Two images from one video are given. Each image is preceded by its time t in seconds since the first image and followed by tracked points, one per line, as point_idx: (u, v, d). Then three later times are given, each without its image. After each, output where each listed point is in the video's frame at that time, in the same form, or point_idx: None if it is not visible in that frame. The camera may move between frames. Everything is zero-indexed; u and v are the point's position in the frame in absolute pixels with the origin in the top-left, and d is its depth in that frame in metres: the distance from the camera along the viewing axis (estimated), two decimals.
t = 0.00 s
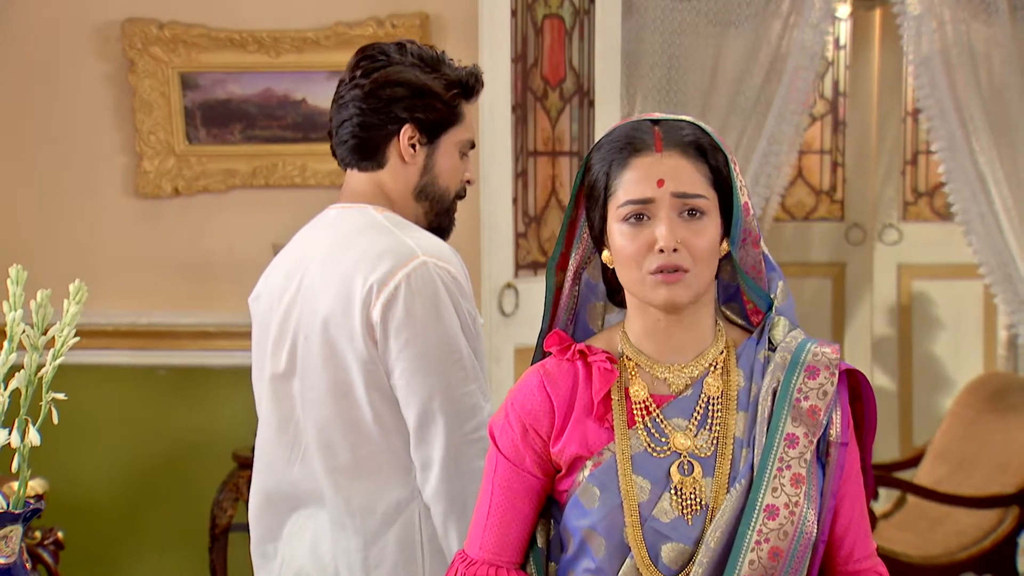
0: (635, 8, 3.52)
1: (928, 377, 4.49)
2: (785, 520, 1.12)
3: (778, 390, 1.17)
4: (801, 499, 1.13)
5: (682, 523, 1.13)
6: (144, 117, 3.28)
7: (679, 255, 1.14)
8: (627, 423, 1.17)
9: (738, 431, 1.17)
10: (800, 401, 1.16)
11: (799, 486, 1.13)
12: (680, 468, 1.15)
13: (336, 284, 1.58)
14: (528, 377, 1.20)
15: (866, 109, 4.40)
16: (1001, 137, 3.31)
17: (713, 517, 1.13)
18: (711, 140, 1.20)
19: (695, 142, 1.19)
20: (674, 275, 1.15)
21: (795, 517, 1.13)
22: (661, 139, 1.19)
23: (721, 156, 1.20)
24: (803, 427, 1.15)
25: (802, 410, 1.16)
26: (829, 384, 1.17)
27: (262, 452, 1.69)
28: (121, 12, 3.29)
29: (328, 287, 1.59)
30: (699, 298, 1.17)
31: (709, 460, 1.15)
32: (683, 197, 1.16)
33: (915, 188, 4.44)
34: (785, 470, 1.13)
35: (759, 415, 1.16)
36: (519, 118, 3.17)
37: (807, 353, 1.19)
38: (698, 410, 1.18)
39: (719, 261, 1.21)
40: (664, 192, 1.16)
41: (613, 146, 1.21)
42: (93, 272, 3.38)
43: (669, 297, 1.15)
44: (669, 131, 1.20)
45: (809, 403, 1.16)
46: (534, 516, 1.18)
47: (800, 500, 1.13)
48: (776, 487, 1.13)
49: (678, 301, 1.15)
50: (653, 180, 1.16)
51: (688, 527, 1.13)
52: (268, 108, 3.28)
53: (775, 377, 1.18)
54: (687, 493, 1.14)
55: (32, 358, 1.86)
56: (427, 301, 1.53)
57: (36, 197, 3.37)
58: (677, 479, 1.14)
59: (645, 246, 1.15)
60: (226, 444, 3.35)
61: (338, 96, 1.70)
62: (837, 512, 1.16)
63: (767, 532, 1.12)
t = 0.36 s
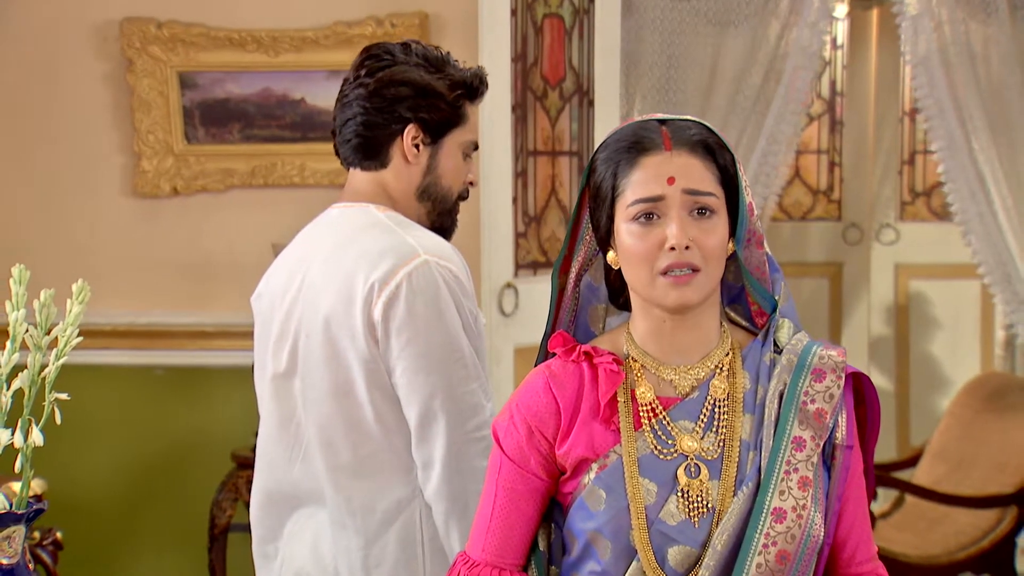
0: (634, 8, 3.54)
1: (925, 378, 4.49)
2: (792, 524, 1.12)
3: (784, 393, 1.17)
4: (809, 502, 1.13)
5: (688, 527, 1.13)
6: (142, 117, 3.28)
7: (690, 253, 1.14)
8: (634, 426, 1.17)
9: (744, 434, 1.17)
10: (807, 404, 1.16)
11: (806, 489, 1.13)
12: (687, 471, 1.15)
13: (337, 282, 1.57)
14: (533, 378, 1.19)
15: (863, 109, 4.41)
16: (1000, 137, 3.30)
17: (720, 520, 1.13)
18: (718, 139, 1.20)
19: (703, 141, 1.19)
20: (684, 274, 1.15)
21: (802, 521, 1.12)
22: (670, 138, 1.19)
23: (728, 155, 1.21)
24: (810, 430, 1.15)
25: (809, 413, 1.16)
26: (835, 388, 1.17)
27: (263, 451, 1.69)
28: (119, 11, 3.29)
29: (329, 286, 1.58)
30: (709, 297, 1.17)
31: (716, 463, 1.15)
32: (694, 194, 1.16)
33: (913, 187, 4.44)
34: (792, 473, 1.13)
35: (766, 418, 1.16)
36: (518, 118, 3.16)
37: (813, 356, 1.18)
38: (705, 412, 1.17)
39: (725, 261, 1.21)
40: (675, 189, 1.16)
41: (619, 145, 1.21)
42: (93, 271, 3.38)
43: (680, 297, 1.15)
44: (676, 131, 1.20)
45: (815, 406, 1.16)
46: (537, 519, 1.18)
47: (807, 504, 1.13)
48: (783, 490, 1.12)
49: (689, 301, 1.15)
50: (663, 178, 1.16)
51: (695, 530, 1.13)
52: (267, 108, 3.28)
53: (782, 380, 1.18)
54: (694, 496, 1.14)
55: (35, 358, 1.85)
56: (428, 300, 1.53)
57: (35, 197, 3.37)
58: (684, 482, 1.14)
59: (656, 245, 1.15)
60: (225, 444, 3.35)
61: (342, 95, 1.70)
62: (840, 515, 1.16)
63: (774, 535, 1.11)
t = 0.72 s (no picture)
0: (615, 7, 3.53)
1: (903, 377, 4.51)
2: (782, 523, 1.13)
3: (774, 392, 1.18)
4: (798, 501, 1.14)
5: (678, 526, 1.13)
6: (122, 116, 3.26)
7: (680, 252, 1.14)
8: (623, 426, 1.17)
9: (733, 434, 1.17)
10: (796, 403, 1.17)
11: (796, 489, 1.14)
12: (677, 471, 1.15)
13: (322, 282, 1.57)
14: (522, 379, 1.19)
15: (841, 109, 4.42)
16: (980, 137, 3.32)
17: (710, 520, 1.14)
18: (704, 139, 1.21)
19: (691, 141, 1.20)
20: (674, 272, 1.15)
21: (792, 520, 1.13)
22: (657, 139, 1.20)
23: (715, 155, 1.22)
24: (800, 429, 1.16)
25: (798, 412, 1.17)
26: (824, 387, 1.18)
27: (248, 452, 1.69)
28: (98, 10, 3.27)
29: (314, 286, 1.58)
30: (697, 296, 1.17)
31: (706, 463, 1.16)
32: (682, 194, 1.16)
33: (891, 188, 4.50)
34: (782, 473, 1.14)
35: (756, 418, 1.17)
36: (501, 117, 3.17)
37: (801, 355, 1.20)
38: (694, 412, 1.18)
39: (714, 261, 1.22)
40: (663, 189, 1.16)
41: (606, 145, 1.21)
42: (72, 272, 3.36)
43: (670, 294, 1.15)
44: (664, 131, 1.21)
45: (804, 405, 1.17)
46: (525, 519, 1.17)
47: (797, 503, 1.14)
48: (773, 489, 1.14)
49: (678, 299, 1.15)
50: (651, 179, 1.17)
51: (685, 530, 1.13)
52: (248, 107, 3.27)
53: (771, 380, 1.19)
54: (684, 496, 1.14)
55: (20, 359, 1.85)
56: (413, 301, 1.52)
57: (14, 196, 3.35)
58: (674, 482, 1.14)
59: (644, 244, 1.15)
60: (207, 446, 3.34)
61: (330, 94, 1.70)
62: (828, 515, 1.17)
63: (764, 535, 1.12)
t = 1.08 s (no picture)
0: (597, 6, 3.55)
1: (883, 376, 4.54)
2: (775, 522, 1.13)
3: (765, 391, 1.19)
4: (791, 500, 1.14)
5: (671, 526, 1.14)
6: (101, 115, 3.25)
7: (673, 250, 1.15)
8: (615, 426, 1.18)
9: (725, 433, 1.18)
10: (787, 402, 1.18)
11: (788, 487, 1.15)
12: (669, 471, 1.15)
13: (309, 283, 1.57)
14: (512, 380, 1.19)
15: (819, 110, 4.48)
16: (961, 137, 3.35)
17: (702, 520, 1.14)
18: (695, 138, 1.21)
19: (682, 139, 1.20)
20: (666, 269, 1.15)
21: (785, 519, 1.14)
22: (649, 138, 1.20)
23: (707, 154, 1.21)
24: (791, 428, 1.17)
25: (790, 411, 1.18)
26: (815, 386, 1.19)
27: (233, 455, 1.68)
28: (78, 8, 3.25)
29: (300, 288, 1.57)
30: (689, 294, 1.18)
31: (697, 462, 1.16)
32: (675, 193, 1.17)
33: (868, 187, 4.53)
34: (774, 472, 1.15)
35: (747, 417, 1.18)
36: (484, 117, 3.16)
37: (792, 354, 1.21)
38: (686, 411, 1.18)
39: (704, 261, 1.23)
40: (656, 188, 1.17)
41: (598, 145, 1.21)
42: (51, 272, 3.34)
43: (662, 291, 1.15)
44: (655, 130, 1.21)
45: (796, 404, 1.18)
46: (515, 520, 1.17)
47: (790, 502, 1.14)
48: (766, 489, 1.14)
49: (670, 296, 1.15)
50: (644, 177, 1.17)
51: (678, 530, 1.14)
52: (229, 107, 3.26)
53: (762, 379, 1.20)
54: (676, 496, 1.15)
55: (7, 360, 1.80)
56: (399, 303, 1.52)
57: None
58: (666, 482, 1.15)
59: (637, 243, 1.15)
60: (188, 447, 3.33)
61: (316, 93, 1.69)
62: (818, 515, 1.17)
63: (757, 534, 1.13)
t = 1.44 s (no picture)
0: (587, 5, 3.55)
1: (869, 377, 4.55)
2: (776, 525, 1.14)
3: (765, 393, 1.19)
4: (792, 503, 1.15)
5: (672, 529, 1.14)
6: (89, 115, 3.24)
7: (672, 253, 1.15)
8: (615, 428, 1.18)
9: (725, 435, 1.18)
10: (788, 404, 1.19)
11: (789, 490, 1.15)
12: (669, 473, 1.16)
13: (302, 284, 1.56)
14: (512, 381, 1.19)
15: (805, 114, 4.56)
16: (951, 137, 3.37)
17: (703, 522, 1.14)
18: (696, 140, 1.22)
19: (684, 141, 1.20)
20: (665, 271, 1.15)
21: (786, 522, 1.14)
22: (650, 139, 1.20)
23: (708, 156, 1.22)
24: (791, 430, 1.18)
25: (790, 413, 1.18)
26: (815, 388, 1.19)
27: (226, 455, 1.68)
28: (66, 7, 3.25)
29: (294, 289, 1.57)
30: (688, 296, 1.18)
31: (698, 464, 1.16)
32: (675, 195, 1.17)
33: (854, 187, 4.56)
34: (775, 474, 1.15)
35: (748, 419, 1.18)
36: (474, 117, 3.16)
37: (792, 356, 1.21)
38: (686, 413, 1.19)
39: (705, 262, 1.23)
40: (656, 190, 1.17)
41: (599, 145, 1.21)
42: (38, 272, 3.33)
43: (661, 293, 1.16)
44: (656, 130, 1.21)
45: (796, 406, 1.19)
46: (514, 522, 1.17)
47: (791, 504, 1.15)
48: (767, 491, 1.15)
49: (669, 298, 1.16)
50: (644, 179, 1.17)
51: (678, 533, 1.14)
52: (218, 106, 3.25)
53: (762, 380, 1.20)
54: (677, 498, 1.15)
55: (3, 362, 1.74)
56: (393, 305, 1.52)
57: None
58: (667, 484, 1.15)
59: (636, 245, 1.16)
60: (178, 449, 3.32)
61: (311, 91, 1.69)
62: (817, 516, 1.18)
63: (758, 536, 1.13)
